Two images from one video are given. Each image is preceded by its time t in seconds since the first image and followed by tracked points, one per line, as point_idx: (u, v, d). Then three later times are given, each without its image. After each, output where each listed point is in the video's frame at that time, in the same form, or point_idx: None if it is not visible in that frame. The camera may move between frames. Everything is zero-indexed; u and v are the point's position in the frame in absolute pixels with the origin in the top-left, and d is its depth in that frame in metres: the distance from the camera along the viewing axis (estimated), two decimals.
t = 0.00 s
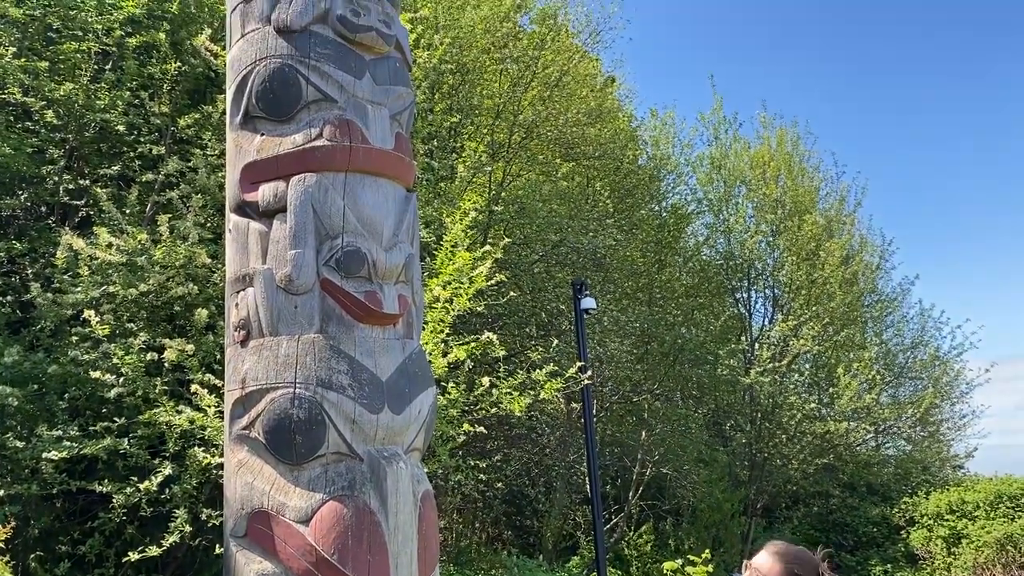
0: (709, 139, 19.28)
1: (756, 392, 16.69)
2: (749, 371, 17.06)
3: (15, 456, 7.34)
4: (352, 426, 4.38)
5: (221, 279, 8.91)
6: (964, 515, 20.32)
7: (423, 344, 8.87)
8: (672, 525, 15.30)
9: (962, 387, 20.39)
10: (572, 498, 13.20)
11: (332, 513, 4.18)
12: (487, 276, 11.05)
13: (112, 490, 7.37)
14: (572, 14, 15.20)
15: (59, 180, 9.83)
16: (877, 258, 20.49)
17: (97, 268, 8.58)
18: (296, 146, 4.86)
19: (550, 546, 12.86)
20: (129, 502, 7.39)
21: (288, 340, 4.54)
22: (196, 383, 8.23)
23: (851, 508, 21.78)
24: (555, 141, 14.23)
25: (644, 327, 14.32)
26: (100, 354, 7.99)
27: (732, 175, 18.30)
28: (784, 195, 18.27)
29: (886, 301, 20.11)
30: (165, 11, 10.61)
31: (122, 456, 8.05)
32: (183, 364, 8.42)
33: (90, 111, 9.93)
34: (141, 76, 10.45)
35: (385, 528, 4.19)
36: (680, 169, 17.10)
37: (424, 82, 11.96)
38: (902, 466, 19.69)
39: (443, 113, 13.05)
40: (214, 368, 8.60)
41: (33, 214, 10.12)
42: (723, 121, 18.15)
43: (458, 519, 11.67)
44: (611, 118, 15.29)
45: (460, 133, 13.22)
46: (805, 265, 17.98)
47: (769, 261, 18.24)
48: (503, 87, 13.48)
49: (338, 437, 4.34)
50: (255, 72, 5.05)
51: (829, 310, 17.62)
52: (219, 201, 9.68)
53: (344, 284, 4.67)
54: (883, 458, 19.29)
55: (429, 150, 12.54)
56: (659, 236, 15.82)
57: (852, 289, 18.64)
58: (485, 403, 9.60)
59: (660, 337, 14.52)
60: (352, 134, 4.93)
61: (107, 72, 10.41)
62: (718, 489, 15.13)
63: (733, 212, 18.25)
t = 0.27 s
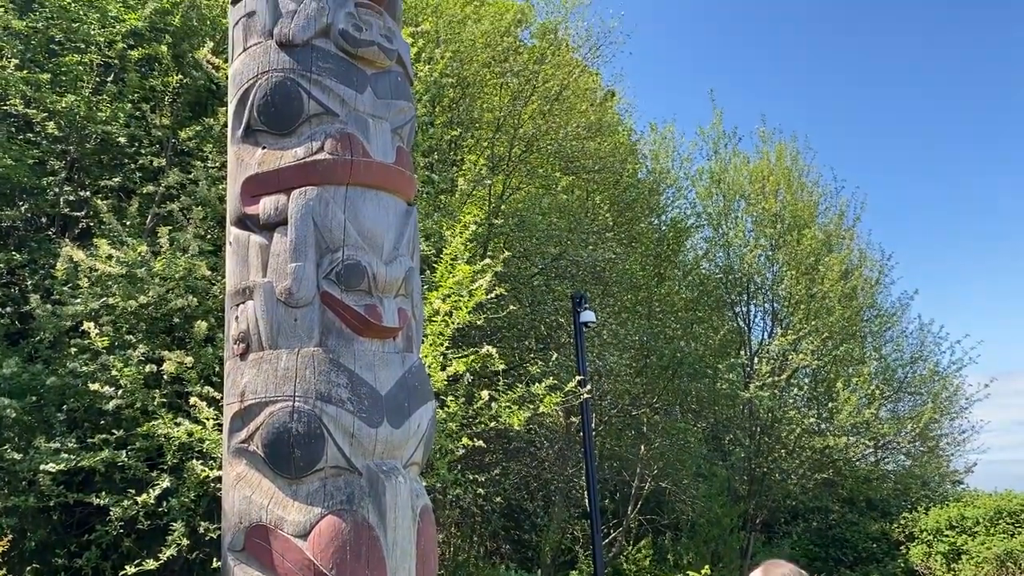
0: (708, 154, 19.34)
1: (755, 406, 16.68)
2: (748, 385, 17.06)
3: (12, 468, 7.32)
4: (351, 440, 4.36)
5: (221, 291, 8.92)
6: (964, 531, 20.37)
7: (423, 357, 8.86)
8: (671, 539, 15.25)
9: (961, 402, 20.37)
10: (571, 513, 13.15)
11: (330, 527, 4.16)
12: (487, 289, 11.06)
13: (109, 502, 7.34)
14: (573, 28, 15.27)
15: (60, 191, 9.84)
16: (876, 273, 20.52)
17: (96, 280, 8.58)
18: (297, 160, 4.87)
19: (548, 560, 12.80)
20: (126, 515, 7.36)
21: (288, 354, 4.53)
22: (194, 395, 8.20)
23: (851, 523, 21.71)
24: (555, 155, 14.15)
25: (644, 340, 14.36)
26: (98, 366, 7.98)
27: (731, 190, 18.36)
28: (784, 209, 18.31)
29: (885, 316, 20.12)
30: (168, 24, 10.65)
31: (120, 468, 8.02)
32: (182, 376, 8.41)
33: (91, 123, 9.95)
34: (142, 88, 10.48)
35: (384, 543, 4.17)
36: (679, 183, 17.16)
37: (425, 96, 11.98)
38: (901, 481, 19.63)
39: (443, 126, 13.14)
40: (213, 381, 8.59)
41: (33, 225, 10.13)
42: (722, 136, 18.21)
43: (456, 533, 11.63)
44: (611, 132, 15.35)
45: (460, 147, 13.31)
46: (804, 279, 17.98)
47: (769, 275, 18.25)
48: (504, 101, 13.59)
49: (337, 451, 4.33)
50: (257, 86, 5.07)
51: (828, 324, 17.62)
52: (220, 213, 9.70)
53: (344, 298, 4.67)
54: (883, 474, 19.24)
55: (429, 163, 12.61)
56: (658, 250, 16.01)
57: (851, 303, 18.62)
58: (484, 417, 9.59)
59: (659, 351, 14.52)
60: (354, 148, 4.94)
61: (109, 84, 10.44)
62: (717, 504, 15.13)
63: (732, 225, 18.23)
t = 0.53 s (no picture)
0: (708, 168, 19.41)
1: (755, 421, 16.65)
2: (748, 400, 17.05)
3: (10, 481, 7.29)
4: (351, 455, 4.35)
5: (221, 305, 8.91)
6: (964, 547, 20.31)
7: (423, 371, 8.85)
8: (671, 555, 15.19)
9: (961, 418, 20.35)
10: (570, 528, 13.10)
11: (330, 542, 4.14)
12: (487, 303, 11.06)
13: (107, 516, 7.30)
14: (573, 43, 15.37)
15: (61, 204, 9.86)
16: (876, 288, 20.54)
17: (97, 293, 8.58)
18: (299, 175, 4.88)
19: None
20: (124, 529, 7.33)
21: (288, 368, 4.52)
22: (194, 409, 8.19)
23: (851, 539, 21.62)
24: (555, 169, 14.10)
25: (644, 354, 14.38)
26: (98, 379, 7.97)
27: (731, 205, 18.41)
28: (784, 224, 18.36)
29: (885, 331, 20.12)
30: (171, 37, 10.70)
31: (118, 481, 8.00)
32: (182, 390, 8.39)
33: (93, 136, 9.98)
34: (145, 102, 10.53)
35: (383, 559, 4.15)
36: (679, 198, 17.20)
37: (427, 110, 12.02)
38: (902, 497, 19.56)
39: (444, 140, 13.23)
40: (212, 394, 8.57)
41: (33, 237, 10.14)
42: (722, 151, 18.26)
43: (455, 548, 11.59)
44: (611, 146, 15.40)
45: (461, 160, 13.37)
46: (804, 294, 17.95)
47: (768, 289, 18.26)
48: (504, 116, 13.70)
49: (337, 466, 4.32)
50: (260, 101, 5.08)
51: (828, 339, 17.61)
52: (221, 226, 9.71)
53: (345, 312, 4.66)
54: (883, 489, 19.18)
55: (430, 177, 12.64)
56: (658, 264, 16.04)
57: (850, 318, 18.60)
58: (484, 432, 9.57)
59: (658, 365, 14.54)
60: (356, 163, 4.95)
61: (111, 97, 10.48)
62: (716, 518, 14.70)
63: (733, 240, 18.33)
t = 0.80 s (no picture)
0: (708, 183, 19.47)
1: (755, 435, 16.62)
2: (748, 415, 17.04)
3: (10, 494, 7.28)
4: (352, 470, 4.34)
5: (222, 318, 8.93)
6: (965, 563, 20.21)
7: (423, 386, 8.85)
8: (670, 570, 15.13)
9: (961, 434, 20.32)
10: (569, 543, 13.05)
11: (330, 558, 4.13)
12: (487, 318, 11.07)
13: (107, 530, 7.29)
14: (574, 58, 15.46)
15: (63, 217, 9.89)
16: (875, 303, 20.55)
17: (98, 306, 8.60)
18: (303, 190, 4.89)
19: None
20: (123, 543, 7.31)
21: (290, 382, 4.52)
22: (194, 422, 8.18)
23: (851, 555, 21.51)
24: (555, 183, 14.30)
25: (644, 369, 14.39)
26: (98, 392, 7.97)
27: (731, 220, 18.46)
28: (783, 239, 18.40)
29: (885, 347, 20.12)
30: (174, 51, 10.75)
31: (118, 495, 7.98)
32: (182, 403, 8.39)
33: (96, 149, 10.02)
34: (148, 115, 10.57)
35: None
36: (679, 212, 17.24)
37: (428, 124, 12.09)
38: (902, 513, 19.49)
39: (444, 154, 13.29)
40: (213, 408, 8.58)
41: (35, 250, 10.16)
42: (722, 165, 18.30)
43: (454, 563, 11.55)
44: (611, 160, 15.45)
45: (462, 174, 13.39)
46: (804, 309, 17.94)
47: (768, 304, 18.29)
48: (505, 130, 13.76)
49: (338, 481, 4.31)
50: (264, 116, 5.10)
51: (828, 354, 17.59)
52: (223, 239, 9.74)
53: (347, 327, 4.66)
54: (883, 505, 19.11)
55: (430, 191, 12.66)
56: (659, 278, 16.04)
57: (851, 333, 18.58)
58: (484, 447, 9.56)
59: (659, 379, 14.50)
60: (359, 178, 4.96)
61: (114, 110, 10.53)
62: (717, 535, 14.69)
63: (732, 255, 18.39)
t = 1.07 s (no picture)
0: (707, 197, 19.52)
1: (755, 450, 16.58)
2: (748, 430, 17.00)
3: (7, 508, 7.25)
4: (352, 485, 4.32)
5: (222, 332, 8.93)
6: None
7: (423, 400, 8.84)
8: None
9: (962, 450, 20.29)
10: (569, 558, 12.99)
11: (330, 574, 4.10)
12: (488, 332, 11.06)
13: (105, 545, 7.25)
14: (574, 72, 15.52)
15: (64, 230, 9.90)
16: (875, 317, 20.55)
17: (98, 319, 8.59)
18: (304, 204, 4.89)
19: None
20: (121, 558, 7.27)
21: (290, 397, 4.50)
22: (194, 436, 8.16)
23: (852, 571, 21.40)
24: (555, 197, 14.35)
25: (642, 384, 14.44)
26: (98, 406, 7.96)
27: (731, 234, 18.48)
28: (783, 254, 18.44)
29: (885, 362, 20.11)
30: (176, 65, 10.80)
31: (116, 509, 7.95)
32: (181, 417, 8.38)
33: (97, 162, 10.05)
34: (149, 128, 10.59)
35: None
36: (679, 226, 17.27)
37: (428, 138, 12.13)
38: (903, 529, 19.40)
39: (445, 167, 13.30)
40: (212, 422, 8.56)
41: (35, 263, 10.16)
42: (722, 180, 18.34)
43: None
44: (611, 174, 15.48)
45: (463, 186, 13.36)
46: (804, 323, 17.95)
47: (768, 318, 18.31)
48: (505, 143, 13.82)
49: (338, 496, 4.28)
50: (266, 131, 5.11)
51: (828, 368, 17.58)
52: (223, 253, 9.75)
53: (348, 341, 4.65)
54: (884, 520, 19.04)
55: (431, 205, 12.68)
56: (659, 291, 16.00)
57: (851, 348, 18.57)
58: (484, 461, 9.54)
59: (658, 394, 14.60)
60: (360, 192, 4.96)
61: (115, 124, 10.56)
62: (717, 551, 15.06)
63: (732, 269, 18.38)
